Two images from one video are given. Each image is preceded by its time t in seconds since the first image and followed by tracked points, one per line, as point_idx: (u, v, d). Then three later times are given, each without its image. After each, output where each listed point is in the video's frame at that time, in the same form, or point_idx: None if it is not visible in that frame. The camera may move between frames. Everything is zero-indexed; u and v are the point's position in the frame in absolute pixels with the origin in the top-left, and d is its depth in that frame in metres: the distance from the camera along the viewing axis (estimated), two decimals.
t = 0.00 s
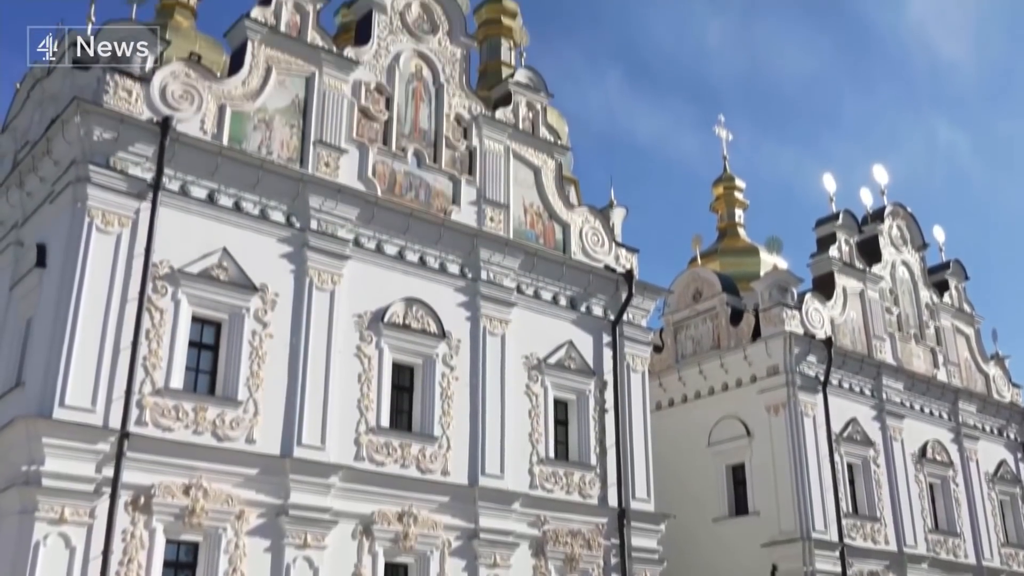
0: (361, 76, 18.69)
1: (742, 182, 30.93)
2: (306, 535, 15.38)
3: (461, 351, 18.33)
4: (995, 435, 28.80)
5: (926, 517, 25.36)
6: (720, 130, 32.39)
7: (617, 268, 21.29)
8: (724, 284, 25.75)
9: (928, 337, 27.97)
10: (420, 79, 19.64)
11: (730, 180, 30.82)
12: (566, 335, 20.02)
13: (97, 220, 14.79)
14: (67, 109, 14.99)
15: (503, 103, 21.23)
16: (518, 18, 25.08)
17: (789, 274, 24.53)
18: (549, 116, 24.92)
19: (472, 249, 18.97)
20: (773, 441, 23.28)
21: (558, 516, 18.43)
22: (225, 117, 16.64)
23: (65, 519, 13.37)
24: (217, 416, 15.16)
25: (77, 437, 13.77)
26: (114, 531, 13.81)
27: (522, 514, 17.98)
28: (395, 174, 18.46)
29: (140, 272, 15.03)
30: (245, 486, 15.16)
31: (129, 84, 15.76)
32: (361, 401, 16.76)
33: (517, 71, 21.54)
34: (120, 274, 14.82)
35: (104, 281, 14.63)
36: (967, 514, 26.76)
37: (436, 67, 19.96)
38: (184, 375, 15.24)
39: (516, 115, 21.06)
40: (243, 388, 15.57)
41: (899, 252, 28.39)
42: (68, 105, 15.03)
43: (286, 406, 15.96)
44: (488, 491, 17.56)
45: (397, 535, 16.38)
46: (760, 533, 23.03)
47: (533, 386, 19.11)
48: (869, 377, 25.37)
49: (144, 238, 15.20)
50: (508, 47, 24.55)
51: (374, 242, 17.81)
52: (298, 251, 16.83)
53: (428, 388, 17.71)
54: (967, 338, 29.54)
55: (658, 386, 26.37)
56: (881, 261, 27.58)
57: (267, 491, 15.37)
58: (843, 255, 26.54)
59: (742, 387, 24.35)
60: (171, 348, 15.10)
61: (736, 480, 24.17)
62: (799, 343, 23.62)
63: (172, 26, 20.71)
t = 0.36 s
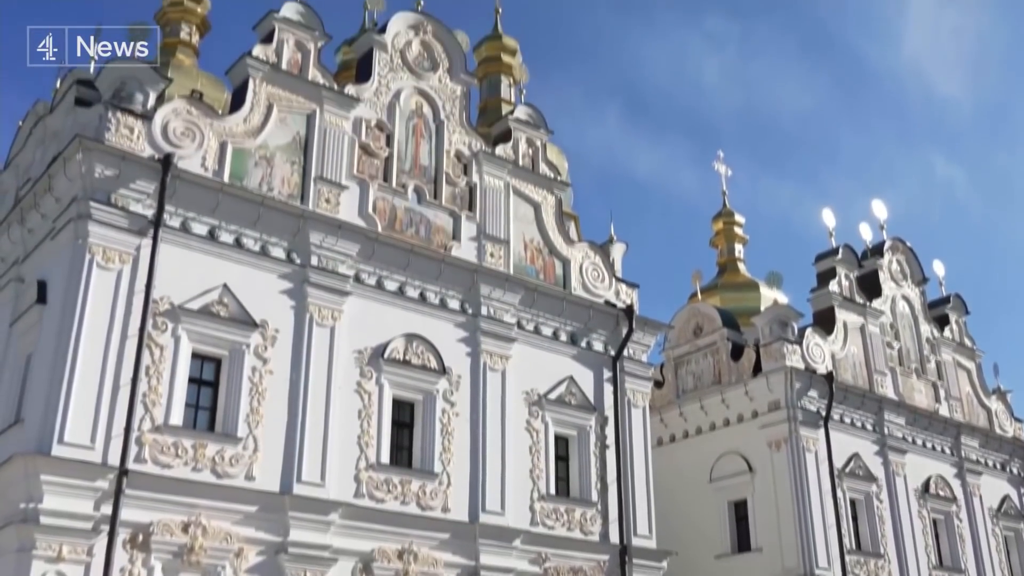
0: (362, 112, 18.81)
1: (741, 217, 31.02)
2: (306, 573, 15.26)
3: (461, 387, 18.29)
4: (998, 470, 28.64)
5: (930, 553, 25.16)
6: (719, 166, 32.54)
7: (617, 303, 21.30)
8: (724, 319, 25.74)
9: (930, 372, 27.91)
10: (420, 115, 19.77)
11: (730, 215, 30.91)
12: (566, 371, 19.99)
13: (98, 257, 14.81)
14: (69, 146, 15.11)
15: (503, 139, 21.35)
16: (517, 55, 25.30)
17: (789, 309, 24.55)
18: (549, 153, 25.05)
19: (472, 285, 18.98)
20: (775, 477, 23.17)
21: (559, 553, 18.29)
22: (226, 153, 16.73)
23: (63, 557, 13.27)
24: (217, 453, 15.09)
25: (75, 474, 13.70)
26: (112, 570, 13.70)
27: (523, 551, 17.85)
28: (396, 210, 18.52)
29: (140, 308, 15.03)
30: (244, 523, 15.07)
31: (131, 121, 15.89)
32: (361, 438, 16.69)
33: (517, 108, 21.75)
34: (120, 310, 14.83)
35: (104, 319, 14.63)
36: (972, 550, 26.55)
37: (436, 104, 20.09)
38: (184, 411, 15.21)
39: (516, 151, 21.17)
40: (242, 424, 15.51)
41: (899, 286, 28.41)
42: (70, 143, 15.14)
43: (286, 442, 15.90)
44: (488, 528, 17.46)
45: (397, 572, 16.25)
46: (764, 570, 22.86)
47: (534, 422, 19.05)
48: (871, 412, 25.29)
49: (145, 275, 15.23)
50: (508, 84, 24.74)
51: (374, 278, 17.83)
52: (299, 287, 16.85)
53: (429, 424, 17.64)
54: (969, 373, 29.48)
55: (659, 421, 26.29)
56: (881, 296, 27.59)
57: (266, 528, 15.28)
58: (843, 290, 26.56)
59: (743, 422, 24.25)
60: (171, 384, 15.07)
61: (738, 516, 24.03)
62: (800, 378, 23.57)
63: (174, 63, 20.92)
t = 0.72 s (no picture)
0: (362, 145, 18.89)
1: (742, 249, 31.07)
2: None
3: (461, 419, 18.23)
4: (1002, 502, 28.47)
5: None
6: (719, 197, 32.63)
7: (617, 334, 21.28)
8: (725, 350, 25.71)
9: (931, 403, 27.82)
10: (420, 148, 19.85)
11: (730, 246, 30.97)
12: (567, 403, 19.93)
13: (99, 289, 14.82)
14: (71, 180, 15.21)
15: (503, 172, 21.43)
16: (517, 88, 25.45)
17: (789, 340, 24.54)
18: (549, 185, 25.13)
19: (472, 317, 18.98)
20: (777, 509, 23.04)
21: None
22: (227, 186, 16.79)
23: None
24: (216, 486, 15.01)
25: (74, 508, 13.62)
26: None
27: None
28: (396, 242, 18.55)
29: (140, 341, 15.01)
30: (244, 557, 14.97)
31: (132, 154, 15.94)
32: (361, 471, 16.61)
33: (517, 141, 21.88)
34: (120, 343, 14.81)
35: (105, 352, 14.61)
36: None
37: (436, 136, 20.19)
38: (184, 444, 15.15)
39: (516, 183, 21.25)
40: (242, 458, 15.45)
41: (899, 317, 28.39)
42: (72, 176, 15.21)
43: (286, 475, 15.83)
44: (489, 562, 17.34)
45: None
46: None
47: (535, 454, 18.97)
48: (874, 443, 25.18)
49: (145, 307, 15.23)
50: (508, 117, 24.88)
51: (374, 310, 17.82)
52: (299, 319, 16.84)
53: (429, 456, 17.56)
54: (971, 404, 29.39)
55: (661, 453, 26.19)
56: (882, 327, 27.57)
57: (266, 562, 15.18)
58: (844, 321, 26.56)
59: (745, 454, 24.15)
60: (171, 417, 15.03)
61: (741, 549, 23.88)
62: (801, 410, 23.51)
63: (176, 97, 21.03)
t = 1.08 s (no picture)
0: (362, 172, 18.95)
1: (742, 275, 31.10)
2: None
3: (461, 447, 18.17)
4: (1004, 529, 28.32)
5: None
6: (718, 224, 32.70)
7: (618, 361, 21.26)
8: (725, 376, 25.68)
9: (933, 429, 27.75)
10: (420, 175, 19.92)
11: (730, 273, 30.99)
12: (568, 430, 19.88)
13: (98, 317, 14.82)
14: (71, 207, 15.26)
15: (503, 199, 21.48)
16: (517, 115, 25.57)
17: (790, 366, 24.53)
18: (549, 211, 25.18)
19: (472, 344, 18.97)
20: (779, 537, 22.93)
21: None
22: (228, 214, 16.82)
23: None
24: (215, 514, 14.94)
25: (72, 537, 13.56)
26: None
27: None
28: (396, 269, 18.56)
29: (139, 368, 14.99)
30: None
31: (133, 182, 15.98)
32: (361, 498, 16.54)
33: (517, 168, 21.97)
34: (120, 370, 14.79)
35: (104, 379, 14.59)
36: None
37: (436, 164, 20.26)
38: (183, 472, 15.10)
39: (516, 210, 21.31)
40: (241, 485, 15.39)
41: (900, 343, 28.36)
42: (72, 204, 15.26)
43: (285, 502, 15.76)
44: None
45: None
46: None
47: (535, 482, 18.89)
48: (875, 470, 25.09)
49: (145, 335, 15.22)
50: (508, 144, 24.98)
51: (374, 337, 17.82)
52: (299, 346, 16.83)
53: (429, 484, 17.48)
54: (972, 430, 29.31)
55: (662, 480, 26.08)
56: (882, 353, 27.54)
57: None
58: (844, 347, 26.54)
59: (746, 481, 24.05)
60: (170, 444, 14.98)
61: None
62: (802, 436, 23.44)
63: (176, 124, 21.11)
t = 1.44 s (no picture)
0: (362, 191, 18.98)
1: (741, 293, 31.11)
2: None
3: (461, 465, 18.12)
4: (1007, 547, 28.22)
5: None
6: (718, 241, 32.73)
7: (618, 379, 21.23)
8: (725, 394, 25.64)
9: (934, 447, 27.68)
10: (420, 193, 19.96)
11: (730, 290, 31.00)
12: (568, 448, 19.84)
13: (98, 335, 14.81)
14: (72, 226, 15.28)
15: (502, 217, 21.52)
16: (517, 134, 25.64)
17: (790, 384, 24.51)
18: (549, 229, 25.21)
19: (472, 362, 18.95)
20: (780, 556, 22.85)
21: None
22: (228, 232, 16.84)
23: None
24: (214, 533, 14.88)
25: (71, 556, 13.51)
26: None
27: None
28: (396, 287, 18.56)
29: (139, 387, 14.97)
30: None
31: (133, 201, 16.00)
32: (361, 517, 16.49)
33: (517, 186, 22.03)
34: (119, 389, 14.77)
35: (104, 397, 14.57)
36: None
37: (436, 182, 20.31)
38: (183, 491, 15.05)
39: (516, 228, 21.33)
40: (240, 504, 15.34)
41: (900, 360, 28.33)
42: (73, 222, 15.28)
43: (285, 521, 15.71)
44: None
45: None
46: None
47: (535, 500, 18.84)
48: (876, 488, 25.02)
49: (145, 353, 15.21)
50: (508, 162, 25.05)
51: (374, 355, 17.81)
52: (299, 364, 16.81)
53: (429, 503, 17.43)
54: (973, 448, 29.25)
55: (662, 499, 26.01)
56: (883, 371, 27.51)
57: None
58: (844, 365, 26.52)
59: (747, 499, 23.98)
60: (169, 463, 14.94)
61: None
62: (803, 454, 23.39)
63: (177, 143, 21.16)
